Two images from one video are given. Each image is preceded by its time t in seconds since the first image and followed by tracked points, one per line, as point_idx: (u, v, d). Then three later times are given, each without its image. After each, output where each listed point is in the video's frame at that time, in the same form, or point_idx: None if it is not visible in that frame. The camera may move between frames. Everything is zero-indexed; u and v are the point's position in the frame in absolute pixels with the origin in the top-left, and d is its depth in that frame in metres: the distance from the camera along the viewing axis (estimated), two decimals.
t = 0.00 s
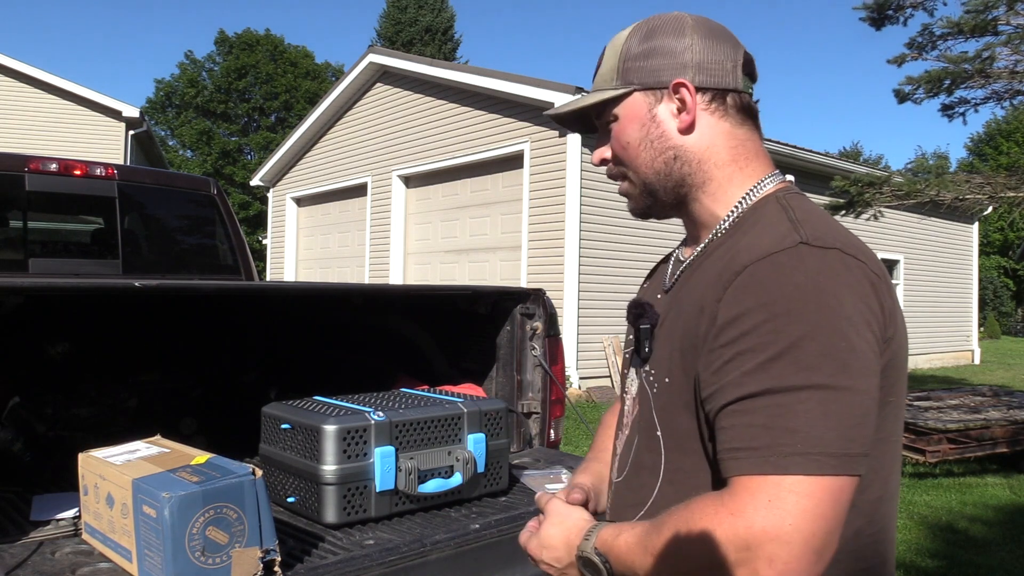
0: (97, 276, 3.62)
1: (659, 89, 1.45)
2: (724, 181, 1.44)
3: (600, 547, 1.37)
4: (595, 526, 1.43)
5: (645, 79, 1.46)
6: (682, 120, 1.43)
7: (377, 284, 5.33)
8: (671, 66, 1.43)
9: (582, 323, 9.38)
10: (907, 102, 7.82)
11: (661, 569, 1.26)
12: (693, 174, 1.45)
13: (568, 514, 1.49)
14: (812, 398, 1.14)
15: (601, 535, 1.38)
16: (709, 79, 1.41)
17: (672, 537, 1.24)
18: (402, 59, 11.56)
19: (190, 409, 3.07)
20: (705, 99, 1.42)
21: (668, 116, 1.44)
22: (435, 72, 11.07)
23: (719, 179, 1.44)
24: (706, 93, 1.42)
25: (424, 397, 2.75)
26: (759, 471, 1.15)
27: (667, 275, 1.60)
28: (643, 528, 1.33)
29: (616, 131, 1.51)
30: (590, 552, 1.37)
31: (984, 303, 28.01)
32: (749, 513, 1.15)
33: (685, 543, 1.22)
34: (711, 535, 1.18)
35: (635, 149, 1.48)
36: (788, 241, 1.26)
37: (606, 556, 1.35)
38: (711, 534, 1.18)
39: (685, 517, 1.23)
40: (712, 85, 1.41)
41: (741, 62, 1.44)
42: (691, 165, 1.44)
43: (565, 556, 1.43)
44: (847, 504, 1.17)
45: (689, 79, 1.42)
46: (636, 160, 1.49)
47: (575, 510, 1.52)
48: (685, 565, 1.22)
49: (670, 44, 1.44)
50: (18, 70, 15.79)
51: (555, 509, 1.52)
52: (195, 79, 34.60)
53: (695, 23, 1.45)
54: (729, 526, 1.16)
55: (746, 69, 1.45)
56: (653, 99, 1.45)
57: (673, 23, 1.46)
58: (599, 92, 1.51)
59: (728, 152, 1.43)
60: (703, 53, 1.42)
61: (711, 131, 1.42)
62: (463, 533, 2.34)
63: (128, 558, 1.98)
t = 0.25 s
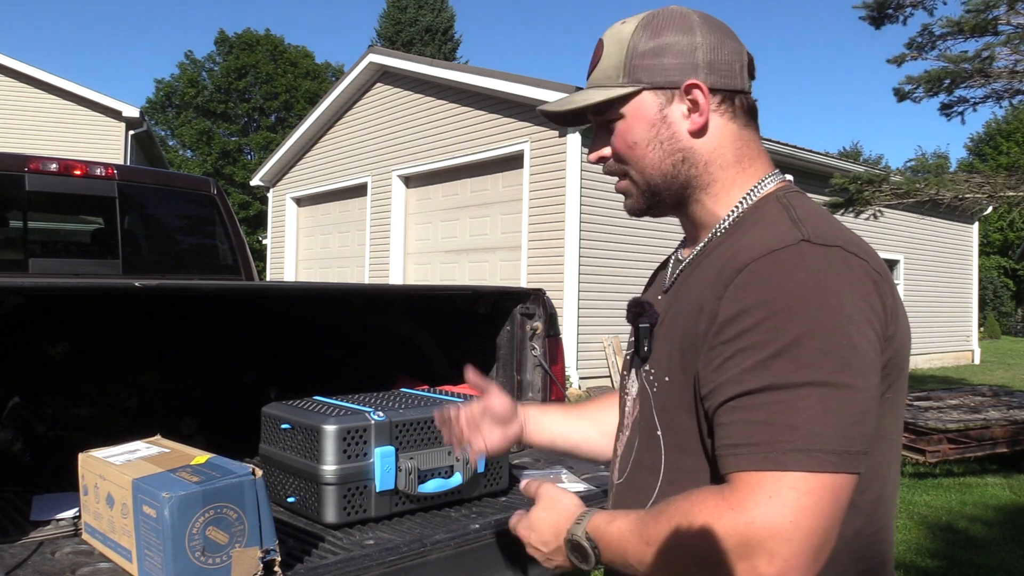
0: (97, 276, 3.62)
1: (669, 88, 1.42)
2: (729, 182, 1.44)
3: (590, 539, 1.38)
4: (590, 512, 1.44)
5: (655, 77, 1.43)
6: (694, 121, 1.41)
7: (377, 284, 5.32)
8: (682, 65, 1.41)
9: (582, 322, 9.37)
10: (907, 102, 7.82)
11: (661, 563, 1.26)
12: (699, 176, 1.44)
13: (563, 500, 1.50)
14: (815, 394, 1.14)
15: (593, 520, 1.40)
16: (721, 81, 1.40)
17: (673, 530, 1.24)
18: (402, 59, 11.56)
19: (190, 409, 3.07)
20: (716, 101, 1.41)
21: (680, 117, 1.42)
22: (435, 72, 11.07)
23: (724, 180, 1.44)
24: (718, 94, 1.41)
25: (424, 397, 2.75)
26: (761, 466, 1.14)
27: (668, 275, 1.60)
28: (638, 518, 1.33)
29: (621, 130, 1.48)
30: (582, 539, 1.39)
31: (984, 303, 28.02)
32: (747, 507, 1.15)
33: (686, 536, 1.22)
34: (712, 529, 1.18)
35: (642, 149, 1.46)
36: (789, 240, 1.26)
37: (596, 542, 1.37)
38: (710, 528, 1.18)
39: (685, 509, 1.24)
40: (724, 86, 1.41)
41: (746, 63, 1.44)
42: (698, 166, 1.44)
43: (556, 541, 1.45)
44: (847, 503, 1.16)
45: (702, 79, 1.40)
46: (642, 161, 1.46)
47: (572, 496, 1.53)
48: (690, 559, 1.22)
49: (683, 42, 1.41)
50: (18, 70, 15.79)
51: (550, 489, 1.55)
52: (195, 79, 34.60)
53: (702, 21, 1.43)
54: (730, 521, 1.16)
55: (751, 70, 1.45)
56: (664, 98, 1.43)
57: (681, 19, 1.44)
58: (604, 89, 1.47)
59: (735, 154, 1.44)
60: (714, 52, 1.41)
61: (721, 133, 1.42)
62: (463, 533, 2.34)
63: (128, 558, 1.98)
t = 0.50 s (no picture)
0: (97, 276, 3.62)
1: (701, 85, 1.40)
2: (740, 184, 1.45)
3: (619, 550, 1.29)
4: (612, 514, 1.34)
5: (689, 71, 1.40)
6: (722, 122, 1.41)
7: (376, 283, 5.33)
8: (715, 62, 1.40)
9: (582, 322, 9.37)
10: (906, 102, 7.82)
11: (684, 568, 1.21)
12: (713, 175, 1.44)
13: (577, 497, 1.39)
14: (833, 394, 1.13)
15: (616, 525, 1.31)
16: (748, 84, 1.42)
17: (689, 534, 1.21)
18: (402, 59, 11.57)
19: (190, 410, 3.07)
20: (744, 103, 1.42)
21: (711, 116, 1.41)
22: (435, 72, 11.08)
23: (735, 182, 1.45)
24: (745, 98, 1.42)
25: (424, 397, 2.75)
26: (788, 470, 1.13)
27: (663, 276, 1.60)
28: (662, 521, 1.26)
29: (647, 120, 1.42)
30: (603, 546, 1.30)
31: (984, 303, 28.04)
32: (778, 510, 1.13)
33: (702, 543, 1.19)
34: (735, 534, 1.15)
35: (668, 145, 1.42)
36: (791, 241, 1.27)
37: (619, 548, 1.29)
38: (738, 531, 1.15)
39: (707, 513, 1.20)
40: (749, 91, 1.43)
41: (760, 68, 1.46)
42: (717, 167, 1.44)
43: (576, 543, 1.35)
44: (871, 500, 1.16)
45: (735, 81, 1.40)
46: (669, 155, 1.42)
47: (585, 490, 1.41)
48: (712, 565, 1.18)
49: (717, 40, 1.40)
50: (18, 70, 15.79)
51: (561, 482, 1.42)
52: (195, 79, 34.61)
53: (728, 19, 1.43)
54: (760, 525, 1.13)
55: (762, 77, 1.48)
56: (698, 95, 1.40)
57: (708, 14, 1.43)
58: (631, 77, 1.42)
59: (748, 157, 1.45)
60: (742, 54, 1.42)
61: (742, 136, 1.43)
62: (462, 533, 2.34)
63: (128, 558, 1.98)
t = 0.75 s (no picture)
0: (97, 277, 3.62)
1: (659, 103, 1.40)
2: (728, 186, 1.44)
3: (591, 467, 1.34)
4: (600, 429, 1.38)
5: (645, 93, 1.40)
6: (686, 134, 1.40)
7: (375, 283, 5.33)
8: (672, 77, 1.38)
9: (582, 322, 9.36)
10: (906, 102, 7.82)
11: (647, 507, 1.25)
12: (696, 184, 1.44)
13: (571, 398, 1.41)
14: (816, 390, 1.14)
15: (595, 442, 1.35)
16: (713, 89, 1.38)
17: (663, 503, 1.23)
18: (402, 59, 11.57)
19: (190, 410, 3.07)
20: (708, 107, 1.39)
21: (673, 131, 1.40)
22: (435, 72, 11.08)
23: (723, 185, 1.44)
24: (710, 103, 1.39)
25: (424, 397, 2.75)
26: (761, 455, 1.13)
27: (665, 274, 1.60)
28: (644, 455, 1.29)
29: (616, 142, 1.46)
30: (579, 456, 1.36)
31: (984, 303, 28.06)
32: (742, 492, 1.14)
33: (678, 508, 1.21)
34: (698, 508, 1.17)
35: (638, 164, 1.45)
36: (794, 236, 1.26)
37: (592, 462, 1.34)
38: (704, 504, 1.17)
39: (673, 471, 1.23)
40: (716, 94, 1.38)
41: (737, 61, 1.41)
42: (696, 176, 1.43)
43: (559, 440, 1.40)
44: (840, 499, 1.16)
45: (692, 91, 1.38)
46: (641, 173, 1.45)
47: (582, 393, 1.43)
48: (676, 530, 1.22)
49: (671, 53, 1.38)
50: (18, 70, 15.79)
51: (563, 378, 1.44)
52: (195, 79, 34.61)
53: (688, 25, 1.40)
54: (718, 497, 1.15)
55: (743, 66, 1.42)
56: (653, 114, 1.40)
57: (668, 24, 1.40)
58: (595, 107, 1.45)
59: (732, 157, 1.43)
60: (705, 57, 1.38)
61: (715, 141, 1.41)
62: (463, 533, 2.34)
63: (128, 558, 1.98)
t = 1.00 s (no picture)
0: (97, 277, 3.62)
1: (637, 121, 1.42)
2: (723, 193, 1.44)
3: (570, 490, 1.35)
4: (582, 457, 1.39)
5: (623, 112, 1.43)
6: (666, 151, 1.42)
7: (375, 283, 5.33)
8: (647, 95, 1.40)
9: (582, 322, 9.37)
10: (906, 103, 7.82)
11: (621, 530, 1.26)
12: (689, 194, 1.46)
13: (553, 431, 1.43)
14: (792, 397, 1.14)
15: (573, 468, 1.36)
16: (687, 105, 1.38)
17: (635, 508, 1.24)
18: (402, 59, 11.57)
19: (190, 410, 3.07)
20: (685, 123, 1.39)
21: (652, 148, 1.43)
22: (435, 73, 11.08)
23: (718, 193, 1.44)
24: (686, 118, 1.39)
25: (423, 397, 2.75)
26: (727, 463, 1.15)
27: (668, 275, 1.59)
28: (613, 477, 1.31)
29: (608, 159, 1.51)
30: (556, 480, 1.37)
31: (984, 303, 28.09)
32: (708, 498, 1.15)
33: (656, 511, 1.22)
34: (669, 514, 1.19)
35: (626, 178, 1.49)
36: (784, 241, 1.26)
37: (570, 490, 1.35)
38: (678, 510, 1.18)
39: (646, 485, 1.24)
40: (691, 109, 1.38)
41: (720, 68, 1.39)
42: (687, 186, 1.45)
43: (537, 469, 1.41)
44: (811, 506, 1.17)
45: (664, 109, 1.39)
46: (632, 186, 1.50)
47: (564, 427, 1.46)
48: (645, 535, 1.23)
49: (645, 73, 1.40)
50: (18, 70, 15.79)
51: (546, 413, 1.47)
52: (195, 79, 34.60)
53: (663, 36, 1.40)
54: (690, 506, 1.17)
55: (729, 71, 1.40)
56: (633, 132, 1.43)
57: (646, 39, 1.42)
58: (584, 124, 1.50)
59: (721, 166, 1.42)
60: (678, 73, 1.38)
61: (696, 153, 1.41)
62: (462, 533, 2.34)
63: (128, 558, 1.98)
